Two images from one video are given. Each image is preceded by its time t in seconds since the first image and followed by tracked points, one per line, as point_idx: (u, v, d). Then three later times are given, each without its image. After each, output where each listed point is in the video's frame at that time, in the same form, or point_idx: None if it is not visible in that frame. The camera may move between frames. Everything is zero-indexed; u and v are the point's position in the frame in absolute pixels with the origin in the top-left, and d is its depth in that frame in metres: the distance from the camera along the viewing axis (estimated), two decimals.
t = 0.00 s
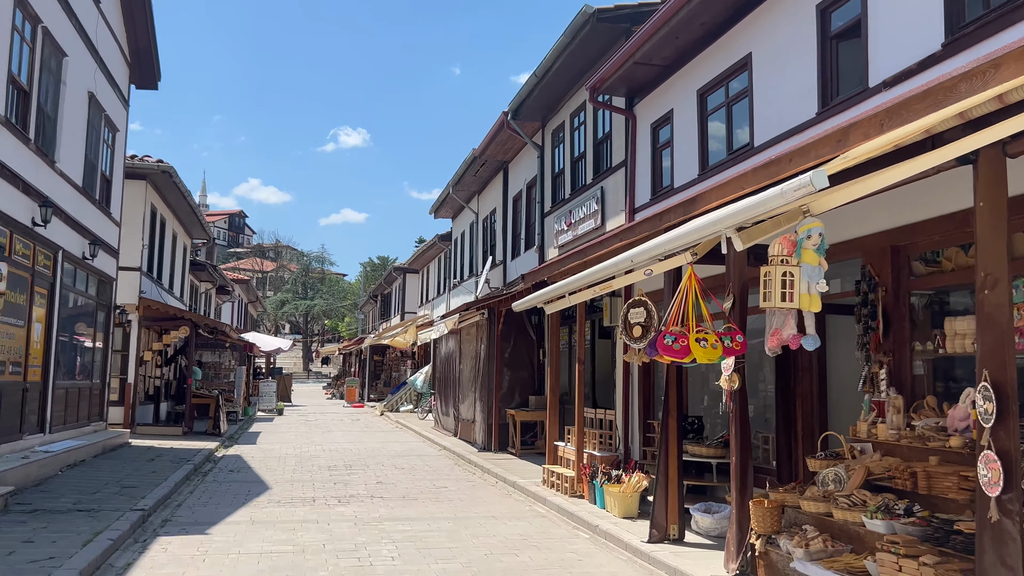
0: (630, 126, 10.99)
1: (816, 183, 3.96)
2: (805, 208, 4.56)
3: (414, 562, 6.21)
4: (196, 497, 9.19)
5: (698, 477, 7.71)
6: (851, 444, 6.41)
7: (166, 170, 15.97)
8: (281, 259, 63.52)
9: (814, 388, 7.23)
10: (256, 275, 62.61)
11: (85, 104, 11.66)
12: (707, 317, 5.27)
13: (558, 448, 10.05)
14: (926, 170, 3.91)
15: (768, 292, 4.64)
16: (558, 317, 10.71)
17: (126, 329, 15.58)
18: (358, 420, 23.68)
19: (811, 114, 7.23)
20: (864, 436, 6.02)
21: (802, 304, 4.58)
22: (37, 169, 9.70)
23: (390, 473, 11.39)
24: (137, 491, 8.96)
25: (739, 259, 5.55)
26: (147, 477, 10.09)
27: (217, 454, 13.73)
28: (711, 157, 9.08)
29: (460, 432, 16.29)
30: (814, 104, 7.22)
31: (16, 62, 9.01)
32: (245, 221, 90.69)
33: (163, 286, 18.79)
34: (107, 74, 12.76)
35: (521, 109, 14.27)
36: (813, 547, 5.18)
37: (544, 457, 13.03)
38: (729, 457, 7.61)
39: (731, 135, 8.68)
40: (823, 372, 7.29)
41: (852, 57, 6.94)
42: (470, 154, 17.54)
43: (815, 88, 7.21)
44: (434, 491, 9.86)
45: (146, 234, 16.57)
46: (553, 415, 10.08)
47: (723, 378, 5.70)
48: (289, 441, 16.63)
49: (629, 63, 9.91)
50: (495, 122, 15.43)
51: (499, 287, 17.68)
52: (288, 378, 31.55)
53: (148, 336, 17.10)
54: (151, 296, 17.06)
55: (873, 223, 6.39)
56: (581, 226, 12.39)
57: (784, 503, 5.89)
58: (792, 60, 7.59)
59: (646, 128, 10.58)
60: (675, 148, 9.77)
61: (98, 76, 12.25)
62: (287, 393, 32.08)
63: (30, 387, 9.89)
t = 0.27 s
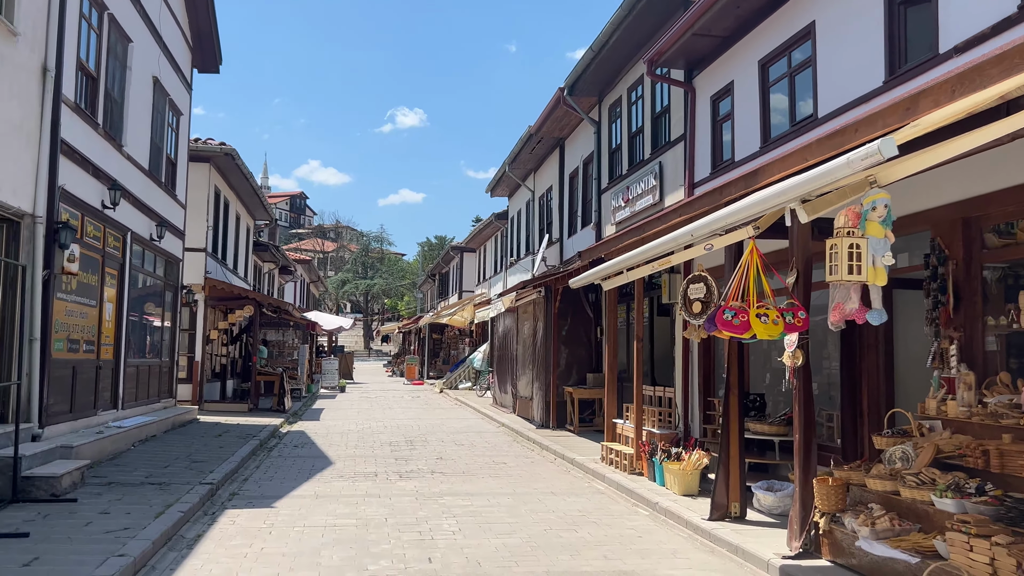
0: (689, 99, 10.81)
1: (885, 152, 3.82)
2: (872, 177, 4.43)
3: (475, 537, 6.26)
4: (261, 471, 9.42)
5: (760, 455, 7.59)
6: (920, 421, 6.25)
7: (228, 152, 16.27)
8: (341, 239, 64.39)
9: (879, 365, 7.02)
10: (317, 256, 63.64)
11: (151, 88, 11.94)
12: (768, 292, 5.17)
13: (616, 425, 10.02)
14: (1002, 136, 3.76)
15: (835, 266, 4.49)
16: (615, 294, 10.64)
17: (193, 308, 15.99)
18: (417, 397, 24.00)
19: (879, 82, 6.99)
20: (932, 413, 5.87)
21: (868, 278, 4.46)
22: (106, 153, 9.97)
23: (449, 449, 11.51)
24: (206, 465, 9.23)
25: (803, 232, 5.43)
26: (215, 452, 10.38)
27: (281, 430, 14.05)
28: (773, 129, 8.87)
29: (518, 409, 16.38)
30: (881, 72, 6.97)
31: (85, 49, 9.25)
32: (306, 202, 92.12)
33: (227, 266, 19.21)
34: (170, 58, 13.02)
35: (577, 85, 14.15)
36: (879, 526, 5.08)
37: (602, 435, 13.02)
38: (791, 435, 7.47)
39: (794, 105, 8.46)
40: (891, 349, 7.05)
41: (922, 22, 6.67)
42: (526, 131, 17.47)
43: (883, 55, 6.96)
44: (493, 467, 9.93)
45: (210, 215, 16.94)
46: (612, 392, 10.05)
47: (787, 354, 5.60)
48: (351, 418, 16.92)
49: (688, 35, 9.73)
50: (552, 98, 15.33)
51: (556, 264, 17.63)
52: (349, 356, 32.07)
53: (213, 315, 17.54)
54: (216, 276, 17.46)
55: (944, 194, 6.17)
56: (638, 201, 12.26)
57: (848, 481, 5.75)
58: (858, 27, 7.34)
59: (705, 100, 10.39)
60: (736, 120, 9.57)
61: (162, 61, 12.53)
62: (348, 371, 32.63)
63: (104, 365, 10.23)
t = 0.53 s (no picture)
0: (735, 77, 10.61)
1: (949, 124, 3.68)
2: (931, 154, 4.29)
3: (519, 519, 6.25)
4: (308, 452, 9.53)
5: (810, 439, 7.44)
6: (977, 405, 6.06)
7: (273, 137, 16.41)
8: (384, 223, 64.77)
9: (934, 347, 6.82)
10: (361, 239, 64.16)
11: (197, 74, 12.07)
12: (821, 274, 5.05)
13: (661, 408, 9.93)
14: None
15: (892, 246, 4.41)
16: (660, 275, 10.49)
17: (240, 292, 16.21)
18: (461, 380, 24.10)
19: (935, 56, 6.75)
20: (990, 398, 5.69)
21: (929, 258, 4.37)
22: (154, 139, 10.10)
23: (493, 432, 11.52)
24: (254, 446, 9.35)
25: (855, 211, 5.29)
26: (263, 433, 10.52)
27: (327, 412, 14.21)
28: (823, 106, 8.66)
29: (562, 392, 16.34)
30: (938, 45, 6.72)
31: (132, 36, 9.36)
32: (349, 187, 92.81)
33: (273, 250, 19.43)
34: (215, 44, 13.13)
35: (620, 64, 13.97)
36: (935, 512, 4.94)
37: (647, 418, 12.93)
38: (842, 419, 7.31)
39: (845, 81, 8.23)
40: (947, 332, 6.81)
41: None
42: (569, 112, 17.32)
43: (939, 28, 6.71)
44: (537, 450, 9.92)
45: (256, 200, 17.13)
46: (657, 375, 9.96)
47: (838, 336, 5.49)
48: (396, 400, 17.04)
49: (735, 11, 9.53)
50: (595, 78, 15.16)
51: (599, 246, 17.50)
52: (393, 339, 32.31)
53: (260, 298, 17.77)
54: (262, 260, 17.67)
55: (1003, 171, 5.97)
56: (683, 182, 12.08)
57: (902, 466, 5.60)
58: None
59: (752, 78, 10.18)
60: (784, 98, 9.36)
61: (208, 47, 12.66)
62: (392, 353, 32.90)
63: (154, 347, 10.42)
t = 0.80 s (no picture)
0: (772, 59, 10.38)
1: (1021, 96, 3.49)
2: (989, 131, 4.12)
3: (553, 507, 6.17)
4: (340, 439, 9.53)
5: (850, 428, 7.28)
6: None
7: (303, 124, 16.42)
8: (414, 210, 64.87)
9: (980, 333, 6.61)
10: (391, 227, 64.36)
11: (228, 61, 12.08)
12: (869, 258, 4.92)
13: (695, 396, 9.79)
14: None
15: (948, 227, 4.31)
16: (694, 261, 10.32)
17: (272, 279, 16.28)
18: (491, 367, 24.08)
19: (982, 33, 6.45)
20: None
21: (987, 239, 4.24)
22: (186, 126, 10.12)
23: (525, 419, 11.46)
24: (287, 432, 9.38)
25: (901, 193, 5.13)
26: (296, 420, 10.56)
27: (359, 398, 14.24)
28: (862, 87, 8.42)
29: (593, 379, 16.23)
30: (985, 22, 6.42)
31: (164, 23, 9.36)
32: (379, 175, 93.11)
33: (304, 238, 19.50)
34: (246, 32, 13.14)
35: (652, 48, 13.76)
36: (984, 504, 4.78)
37: (680, 406, 12.79)
38: (883, 407, 7.13)
39: (886, 61, 7.97)
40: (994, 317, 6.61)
41: None
42: (600, 97, 17.15)
43: (987, 4, 6.41)
44: (570, 438, 9.83)
45: (287, 188, 17.18)
46: (691, 362, 9.83)
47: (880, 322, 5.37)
48: (427, 387, 17.05)
49: None
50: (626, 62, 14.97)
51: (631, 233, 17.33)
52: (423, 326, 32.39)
53: (292, 286, 17.84)
54: (293, 247, 17.73)
55: None
56: (718, 166, 11.88)
57: (948, 455, 5.42)
58: None
59: (789, 59, 9.95)
60: (822, 79, 9.14)
61: (239, 35, 12.67)
62: (422, 341, 33.00)
63: (188, 334, 10.48)
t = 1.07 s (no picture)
0: (798, 46, 10.16)
1: None
2: None
3: (577, 504, 6.07)
4: (361, 432, 9.47)
5: (879, 423, 7.11)
6: None
7: (322, 116, 16.35)
8: (432, 202, 64.82)
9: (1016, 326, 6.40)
10: (410, 219, 64.39)
11: (247, 52, 12.01)
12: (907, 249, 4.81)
13: (719, 390, 9.65)
14: None
15: (998, 218, 4.25)
16: (718, 253, 10.16)
17: (292, 271, 16.27)
18: (510, 359, 24.00)
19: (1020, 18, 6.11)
20: None
21: None
22: (205, 117, 10.08)
23: (546, 412, 11.36)
24: (307, 425, 9.33)
25: (937, 182, 4.95)
26: (316, 412, 10.51)
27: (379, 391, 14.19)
28: (893, 74, 8.17)
29: (613, 372, 16.10)
30: None
31: (183, 13, 9.31)
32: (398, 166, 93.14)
33: (323, 229, 19.47)
34: (265, 22, 13.09)
35: (675, 36, 13.55)
36: (1023, 504, 4.62)
37: (702, 399, 12.63)
38: (914, 402, 6.96)
39: (917, 47, 7.70)
40: None
41: None
42: (621, 87, 16.97)
43: None
44: (592, 431, 9.72)
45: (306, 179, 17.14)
46: (715, 355, 9.69)
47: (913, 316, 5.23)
48: (447, 379, 16.99)
49: None
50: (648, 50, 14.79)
51: (652, 224, 17.16)
52: (443, 318, 32.36)
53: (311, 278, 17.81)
54: (313, 239, 17.70)
55: None
56: (742, 156, 11.69)
57: (985, 453, 5.25)
58: None
59: (817, 46, 9.72)
60: (851, 66, 8.92)
61: (258, 25, 12.59)
62: (442, 332, 32.98)
63: (208, 326, 10.46)
